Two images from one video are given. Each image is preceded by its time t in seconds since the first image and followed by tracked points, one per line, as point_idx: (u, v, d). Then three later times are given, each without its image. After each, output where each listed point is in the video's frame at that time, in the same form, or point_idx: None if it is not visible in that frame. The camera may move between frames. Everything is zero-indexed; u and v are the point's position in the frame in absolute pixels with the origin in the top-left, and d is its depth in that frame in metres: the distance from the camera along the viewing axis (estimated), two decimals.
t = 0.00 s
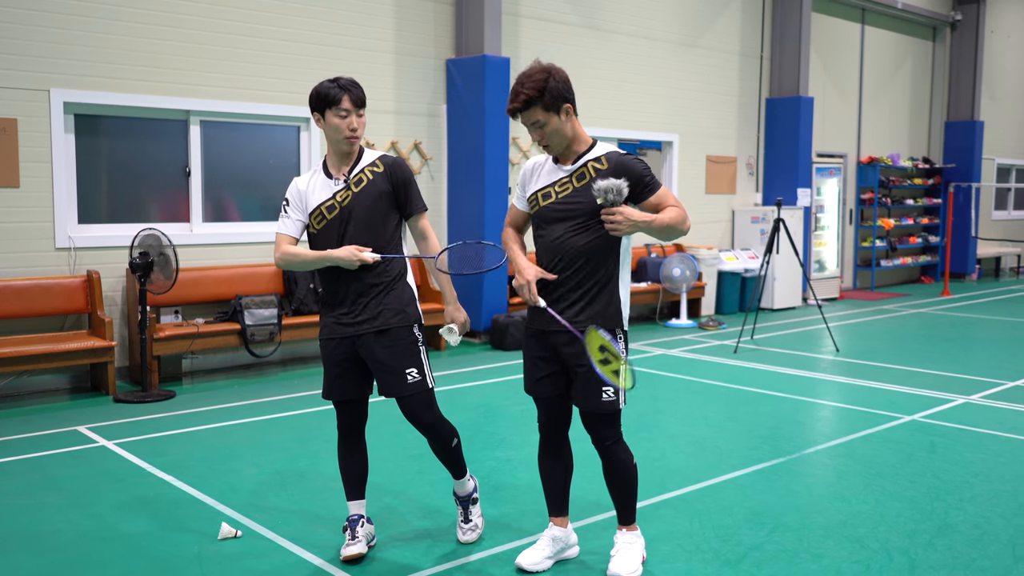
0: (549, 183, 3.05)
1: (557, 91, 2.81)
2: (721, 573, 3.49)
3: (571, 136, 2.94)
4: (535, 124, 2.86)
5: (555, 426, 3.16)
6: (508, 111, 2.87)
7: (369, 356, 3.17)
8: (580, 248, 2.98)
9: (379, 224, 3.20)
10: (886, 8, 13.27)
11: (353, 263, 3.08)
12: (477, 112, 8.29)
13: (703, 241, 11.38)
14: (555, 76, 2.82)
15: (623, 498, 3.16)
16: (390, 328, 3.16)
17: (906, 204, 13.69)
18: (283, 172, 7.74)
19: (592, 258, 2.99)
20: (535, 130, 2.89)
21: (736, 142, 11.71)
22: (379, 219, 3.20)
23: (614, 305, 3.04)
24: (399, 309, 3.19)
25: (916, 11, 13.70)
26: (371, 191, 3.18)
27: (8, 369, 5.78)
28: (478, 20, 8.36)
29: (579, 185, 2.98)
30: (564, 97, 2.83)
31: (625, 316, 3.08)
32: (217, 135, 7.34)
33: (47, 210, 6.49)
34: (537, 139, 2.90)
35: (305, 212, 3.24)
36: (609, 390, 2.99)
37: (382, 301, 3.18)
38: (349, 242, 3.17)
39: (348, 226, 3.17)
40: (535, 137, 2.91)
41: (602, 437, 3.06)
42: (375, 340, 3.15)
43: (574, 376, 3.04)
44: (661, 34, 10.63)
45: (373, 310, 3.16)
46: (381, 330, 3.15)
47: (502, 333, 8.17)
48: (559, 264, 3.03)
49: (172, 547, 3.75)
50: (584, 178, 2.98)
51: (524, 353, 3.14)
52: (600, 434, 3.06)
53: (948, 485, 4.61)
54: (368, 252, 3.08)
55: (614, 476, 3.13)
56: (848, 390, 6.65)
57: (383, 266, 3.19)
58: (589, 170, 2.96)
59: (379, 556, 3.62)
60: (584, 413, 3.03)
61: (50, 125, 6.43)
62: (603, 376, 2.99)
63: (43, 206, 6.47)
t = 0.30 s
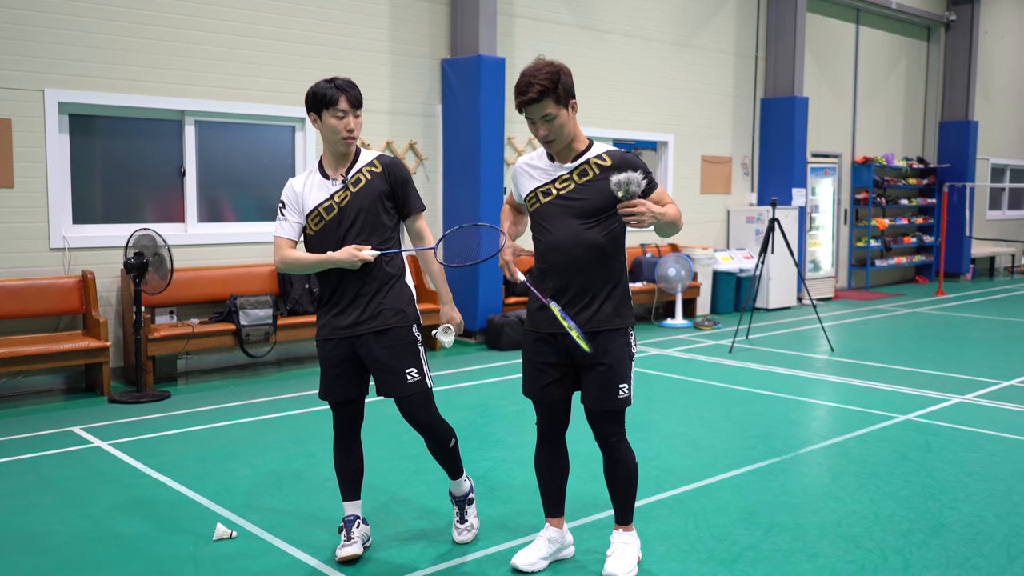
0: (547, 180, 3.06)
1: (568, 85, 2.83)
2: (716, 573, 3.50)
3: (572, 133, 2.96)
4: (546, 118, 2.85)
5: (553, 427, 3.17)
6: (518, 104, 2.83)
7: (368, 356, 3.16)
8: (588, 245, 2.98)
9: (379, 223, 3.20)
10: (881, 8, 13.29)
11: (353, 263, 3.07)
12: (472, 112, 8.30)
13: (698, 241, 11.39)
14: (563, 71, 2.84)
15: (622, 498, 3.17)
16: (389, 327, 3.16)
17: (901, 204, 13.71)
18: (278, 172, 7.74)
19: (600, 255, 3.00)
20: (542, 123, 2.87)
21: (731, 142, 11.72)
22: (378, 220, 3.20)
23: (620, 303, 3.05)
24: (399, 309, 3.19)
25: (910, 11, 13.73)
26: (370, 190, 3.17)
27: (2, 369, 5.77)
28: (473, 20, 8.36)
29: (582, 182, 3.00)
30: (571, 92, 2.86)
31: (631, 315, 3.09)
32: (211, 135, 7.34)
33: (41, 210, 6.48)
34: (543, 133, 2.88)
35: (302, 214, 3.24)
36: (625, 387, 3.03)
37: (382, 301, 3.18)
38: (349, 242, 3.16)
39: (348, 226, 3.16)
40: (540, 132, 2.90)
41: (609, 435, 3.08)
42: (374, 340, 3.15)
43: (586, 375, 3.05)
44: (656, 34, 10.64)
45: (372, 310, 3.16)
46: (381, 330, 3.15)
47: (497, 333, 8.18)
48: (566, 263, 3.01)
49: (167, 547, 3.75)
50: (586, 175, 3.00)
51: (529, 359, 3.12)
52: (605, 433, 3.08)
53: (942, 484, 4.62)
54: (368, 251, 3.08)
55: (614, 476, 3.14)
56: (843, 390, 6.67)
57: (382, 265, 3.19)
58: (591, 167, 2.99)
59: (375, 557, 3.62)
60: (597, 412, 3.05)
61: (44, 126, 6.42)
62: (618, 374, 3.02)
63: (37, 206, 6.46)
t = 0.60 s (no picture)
0: (546, 181, 3.05)
1: (568, 80, 2.85)
2: (711, 572, 3.50)
3: (570, 129, 2.96)
4: (542, 110, 2.86)
5: (549, 427, 3.18)
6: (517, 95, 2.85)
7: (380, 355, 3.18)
8: (587, 246, 2.99)
9: (388, 224, 3.21)
10: (876, 8, 13.32)
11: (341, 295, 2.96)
12: (468, 111, 8.29)
13: (694, 241, 11.40)
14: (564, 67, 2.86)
15: (619, 498, 3.17)
16: (402, 326, 3.19)
17: (896, 203, 13.73)
18: (273, 172, 7.73)
19: (598, 256, 3.00)
20: (539, 116, 2.87)
21: (727, 142, 11.74)
22: (387, 219, 3.21)
23: (619, 303, 3.06)
24: (410, 308, 3.22)
25: (905, 11, 13.75)
26: (379, 191, 3.18)
27: None
28: (469, 20, 8.36)
29: (580, 182, 3.00)
30: (571, 88, 2.87)
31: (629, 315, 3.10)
32: (207, 135, 7.33)
33: (35, 210, 6.46)
34: (540, 125, 2.89)
35: (302, 215, 3.16)
36: (623, 386, 3.03)
37: (393, 301, 3.19)
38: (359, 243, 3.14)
39: (358, 227, 3.14)
40: (537, 125, 2.91)
41: (606, 435, 3.08)
42: (388, 339, 3.17)
43: (585, 374, 3.05)
44: (651, 34, 10.65)
45: (385, 309, 3.17)
46: (394, 329, 3.17)
47: (493, 333, 8.18)
48: (564, 264, 3.01)
49: (162, 548, 3.75)
50: (585, 175, 3.00)
51: (526, 360, 3.11)
52: (602, 432, 3.08)
53: (936, 483, 4.62)
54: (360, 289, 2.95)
55: (610, 477, 3.14)
56: (838, 389, 6.67)
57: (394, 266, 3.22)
58: (590, 167, 3.00)
59: (370, 557, 3.62)
60: (593, 410, 3.04)
61: (39, 126, 6.41)
62: (617, 372, 3.02)
63: (31, 206, 6.45)
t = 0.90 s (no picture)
0: (541, 182, 3.04)
1: (566, 77, 2.86)
2: (708, 572, 3.50)
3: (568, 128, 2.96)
4: (535, 104, 2.87)
5: (545, 427, 3.17)
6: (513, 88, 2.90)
7: (402, 357, 3.22)
8: (580, 247, 2.98)
9: (414, 224, 3.23)
10: (871, 8, 13.34)
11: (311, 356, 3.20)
12: (463, 111, 8.28)
13: (690, 240, 11.41)
14: (567, 64, 2.88)
15: (615, 498, 3.17)
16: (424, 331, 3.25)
17: (892, 203, 13.76)
18: (269, 172, 7.73)
19: (590, 258, 3.00)
20: (534, 109, 2.89)
21: (723, 141, 11.75)
22: (413, 220, 3.23)
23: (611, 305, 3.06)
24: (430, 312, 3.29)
25: (900, 11, 13.76)
26: (405, 191, 3.21)
27: None
28: (465, 20, 8.35)
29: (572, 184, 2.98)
30: (571, 86, 2.88)
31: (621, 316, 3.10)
32: (203, 135, 7.32)
33: (30, 210, 6.45)
34: (535, 120, 2.90)
35: (329, 218, 3.15)
36: (617, 385, 3.03)
37: (416, 304, 3.24)
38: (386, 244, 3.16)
39: (385, 228, 3.16)
40: (532, 119, 2.92)
41: (601, 434, 3.08)
42: (411, 343, 3.22)
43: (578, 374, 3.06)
44: (648, 34, 10.65)
45: (409, 313, 3.22)
46: (419, 333, 3.23)
47: (489, 333, 8.17)
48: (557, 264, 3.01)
49: (158, 548, 3.73)
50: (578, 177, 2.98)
51: (520, 358, 3.12)
52: (597, 430, 3.08)
53: (932, 483, 4.63)
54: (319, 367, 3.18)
55: (606, 476, 3.14)
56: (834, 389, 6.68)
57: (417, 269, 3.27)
58: (583, 169, 2.97)
59: (367, 558, 3.61)
60: (587, 409, 3.04)
61: (33, 125, 6.40)
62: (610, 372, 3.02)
63: (26, 206, 6.43)
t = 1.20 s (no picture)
0: (539, 182, 3.06)
1: (565, 75, 2.86)
2: (707, 572, 3.50)
3: (565, 127, 2.96)
4: (534, 101, 2.87)
5: (544, 426, 3.17)
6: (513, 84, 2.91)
7: (431, 361, 3.28)
8: (576, 246, 2.99)
9: (446, 229, 3.30)
10: (868, 8, 13.35)
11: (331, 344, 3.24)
12: (461, 111, 8.28)
13: (688, 240, 11.41)
14: (566, 64, 2.88)
15: (613, 496, 3.17)
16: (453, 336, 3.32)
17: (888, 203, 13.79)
18: (267, 171, 7.73)
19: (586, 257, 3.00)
20: (531, 106, 2.89)
21: (720, 141, 11.76)
22: (446, 225, 3.29)
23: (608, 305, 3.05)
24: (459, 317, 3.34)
25: (897, 11, 13.78)
26: (440, 196, 3.28)
27: None
28: (462, 19, 8.35)
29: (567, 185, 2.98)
30: (569, 85, 2.88)
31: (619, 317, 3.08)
32: (200, 134, 7.31)
33: (27, 209, 6.44)
34: (530, 116, 2.91)
35: (360, 213, 3.22)
36: (612, 385, 3.02)
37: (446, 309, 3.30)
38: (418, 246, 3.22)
39: (419, 231, 3.23)
40: (530, 115, 2.92)
41: (598, 433, 3.08)
42: (441, 347, 3.28)
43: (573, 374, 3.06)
44: (645, 33, 10.66)
45: (440, 318, 3.28)
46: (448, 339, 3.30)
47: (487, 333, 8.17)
48: (553, 263, 3.02)
49: (157, 548, 3.73)
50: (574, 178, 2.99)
51: (518, 357, 3.14)
52: (594, 429, 3.08)
53: (930, 482, 4.64)
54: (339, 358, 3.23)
55: (604, 475, 3.14)
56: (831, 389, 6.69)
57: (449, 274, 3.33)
58: (579, 170, 2.98)
59: (365, 558, 3.61)
60: (583, 408, 3.05)
61: (30, 124, 6.38)
62: (605, 372, 3.02)
63: (23, 205, 6.42)
